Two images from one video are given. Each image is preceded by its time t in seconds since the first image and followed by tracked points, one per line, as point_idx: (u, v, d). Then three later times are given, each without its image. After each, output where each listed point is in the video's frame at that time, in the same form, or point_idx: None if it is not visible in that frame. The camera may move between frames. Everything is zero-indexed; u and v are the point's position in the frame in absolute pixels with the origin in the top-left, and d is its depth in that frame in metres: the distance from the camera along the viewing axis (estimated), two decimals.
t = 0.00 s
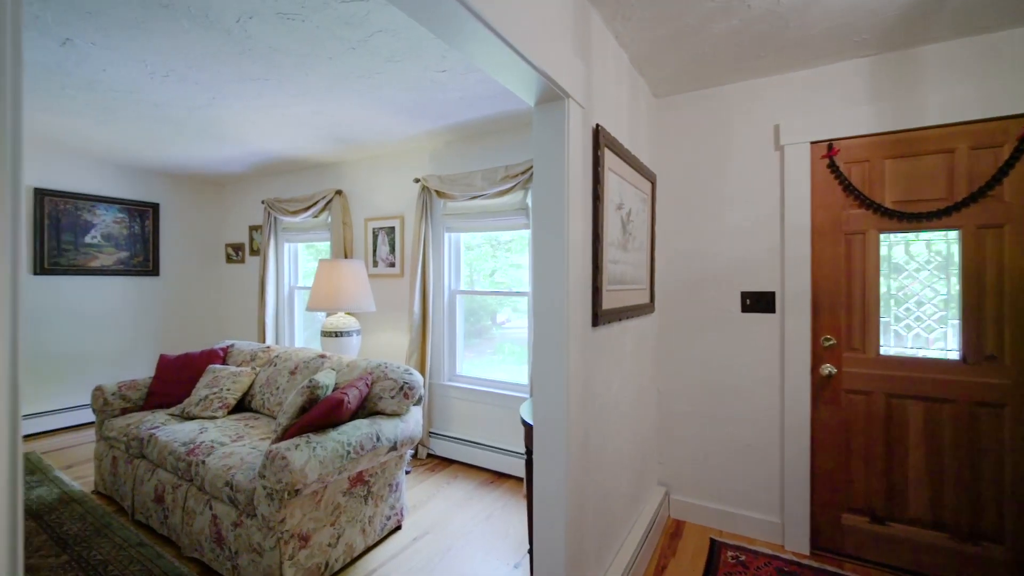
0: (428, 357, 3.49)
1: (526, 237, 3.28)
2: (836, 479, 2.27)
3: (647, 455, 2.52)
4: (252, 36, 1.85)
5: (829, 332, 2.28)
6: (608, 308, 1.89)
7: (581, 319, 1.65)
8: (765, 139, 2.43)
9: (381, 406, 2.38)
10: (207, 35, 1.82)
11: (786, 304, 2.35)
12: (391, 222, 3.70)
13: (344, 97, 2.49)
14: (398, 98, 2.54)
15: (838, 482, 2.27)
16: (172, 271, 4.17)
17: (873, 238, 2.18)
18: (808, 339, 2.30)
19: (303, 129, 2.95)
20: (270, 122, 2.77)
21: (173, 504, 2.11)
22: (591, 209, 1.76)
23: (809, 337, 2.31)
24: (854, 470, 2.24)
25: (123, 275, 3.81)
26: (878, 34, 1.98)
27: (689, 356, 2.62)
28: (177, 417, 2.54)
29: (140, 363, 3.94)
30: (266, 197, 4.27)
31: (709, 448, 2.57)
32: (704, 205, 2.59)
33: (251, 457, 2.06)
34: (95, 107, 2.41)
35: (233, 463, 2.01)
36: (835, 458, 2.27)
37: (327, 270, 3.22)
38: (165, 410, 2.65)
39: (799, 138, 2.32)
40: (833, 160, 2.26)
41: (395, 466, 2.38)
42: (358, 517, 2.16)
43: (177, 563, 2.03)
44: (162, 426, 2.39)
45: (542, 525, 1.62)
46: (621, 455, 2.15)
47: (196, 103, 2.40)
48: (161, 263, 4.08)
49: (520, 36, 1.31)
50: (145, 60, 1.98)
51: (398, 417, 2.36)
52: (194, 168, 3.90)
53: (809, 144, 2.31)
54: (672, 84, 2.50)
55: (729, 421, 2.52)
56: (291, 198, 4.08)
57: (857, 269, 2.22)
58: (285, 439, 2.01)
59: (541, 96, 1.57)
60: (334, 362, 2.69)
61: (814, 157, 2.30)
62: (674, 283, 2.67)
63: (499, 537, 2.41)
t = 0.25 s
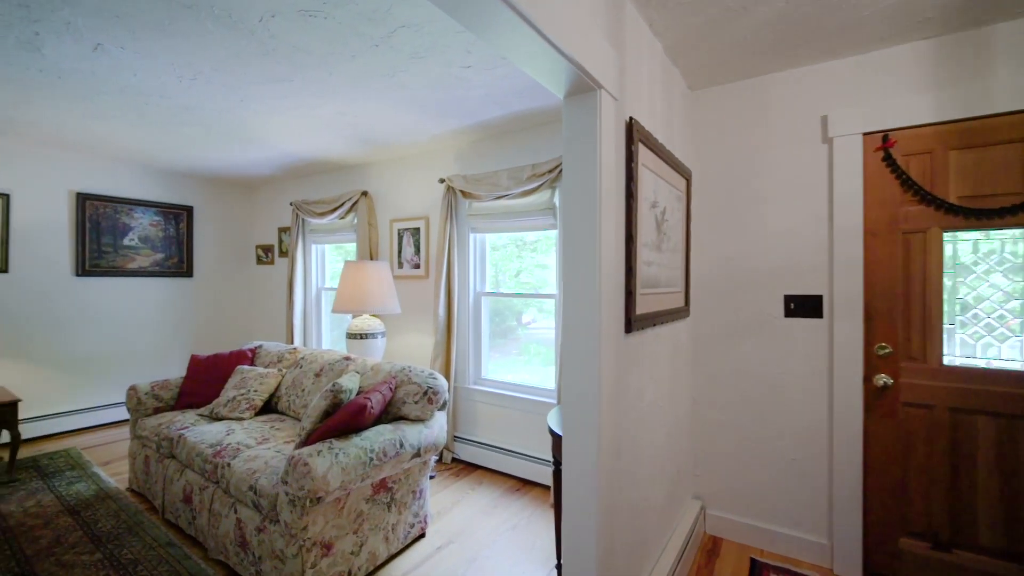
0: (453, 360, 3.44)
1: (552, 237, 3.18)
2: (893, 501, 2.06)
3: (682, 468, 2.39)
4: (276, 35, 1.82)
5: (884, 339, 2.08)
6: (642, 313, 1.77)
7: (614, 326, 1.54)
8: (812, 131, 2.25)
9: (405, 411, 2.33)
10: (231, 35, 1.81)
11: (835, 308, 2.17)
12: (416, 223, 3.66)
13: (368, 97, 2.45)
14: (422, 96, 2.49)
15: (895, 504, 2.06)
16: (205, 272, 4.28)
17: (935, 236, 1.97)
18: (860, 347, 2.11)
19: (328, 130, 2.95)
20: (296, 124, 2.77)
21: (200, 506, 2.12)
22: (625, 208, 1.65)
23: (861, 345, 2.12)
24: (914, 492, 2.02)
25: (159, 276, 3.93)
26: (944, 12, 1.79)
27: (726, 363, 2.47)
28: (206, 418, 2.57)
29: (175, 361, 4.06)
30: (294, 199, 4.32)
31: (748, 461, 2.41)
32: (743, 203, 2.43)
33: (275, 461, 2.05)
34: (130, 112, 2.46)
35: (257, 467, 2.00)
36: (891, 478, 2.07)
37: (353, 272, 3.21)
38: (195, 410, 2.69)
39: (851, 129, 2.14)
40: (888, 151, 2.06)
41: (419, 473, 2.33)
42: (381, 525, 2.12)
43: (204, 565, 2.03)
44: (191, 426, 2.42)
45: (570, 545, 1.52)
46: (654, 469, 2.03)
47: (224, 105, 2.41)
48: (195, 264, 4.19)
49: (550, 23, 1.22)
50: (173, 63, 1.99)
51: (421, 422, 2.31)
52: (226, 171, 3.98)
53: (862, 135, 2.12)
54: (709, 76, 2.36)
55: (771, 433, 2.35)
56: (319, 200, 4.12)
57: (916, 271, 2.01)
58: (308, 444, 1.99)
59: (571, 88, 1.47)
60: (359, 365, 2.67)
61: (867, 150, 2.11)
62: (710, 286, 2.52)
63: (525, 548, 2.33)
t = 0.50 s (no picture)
0: (480, 362, 3.37)
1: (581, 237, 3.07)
2: (968, 527, 1.84)
3: (724, 483, 2.23)
4: (301, 31, 1.79)
5: (957, 348, 1.85)
6: (682, 317, 1.64)
7: (653, 331, 1.42)
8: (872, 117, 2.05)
9: (431, 415, 2.28)
10: (257, 33, 1.79)
11: (898, 312, 1.95)
12: (444, 222, 3.62)
13: (394, 93, 2.41)
14: (448, 91, 2.43)
15: (971, 531, 1.84)
16: (240, 272, 4.38)
17: (1020, 232, 1.74)
18: (928, 356, 1.89)
19: (355, 129, 2.93)
20: (324, 123, 2.77)
21: (229, 506, 2.13)
22: (664, 204, 1.53)
23: (927, 353, 1.90)
24: (993, 519, 1.79)
25: (196, 277, 4.04)
26: None
27: (773, 370, 2.29)
28: (237, 418, 2.59)
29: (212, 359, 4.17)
30: (325, 200, 4.36)
31: (798, 477, 2.23)
32: (793, 197, 2.24)
33: (301, 463, 2.03)
34: (166, 115, 2.51)
35: (283, 470, 1.98)
36: (966, 502, 1.84)
37: (381, 272, 3.19)
38: (227, 410, 2.72)
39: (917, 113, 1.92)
40: (961, 138, 1.83)
41: (446, 479, 2.27)
42: (407, 532, 2.06)
43: (232, 566, 2.03)
44: (223, 426, 2.45)
45: (605, 566, 1.41)
46: (695, 484, 1.88)
47: (253, 106, 2.43)
48: (230, 265, 4.29)
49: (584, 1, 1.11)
50: (203, 65, 2.00)
51: (448, 427, 2.25)
52: (259, 173, 4.05)
53: (929, 120, 1.89)
54: (755, 61, 2.18)
55: (823, 447, 2.16)
56: (348, 201, 4.14)
57: (996, 270, 1.78)
58: (334, 447, 1.95)
59: (607, 74, 1.36)
60: (386, 367, 2.64)
61: (936, 136, 1.88)
62: (755, 287, 2.35)
63: (556, 561, 2.22)
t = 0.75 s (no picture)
0: (511, 364, 3.28)
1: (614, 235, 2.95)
2: None
3: (775, 499, 2.05)
4: (327, 24, 1.75)
5: None
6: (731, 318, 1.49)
7: (701, 334, 1.28)
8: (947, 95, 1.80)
9: (460, 418, 2.21)
10: (285, 28, 1.77)
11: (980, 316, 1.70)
12: (474, 220, 3.55)
13: (422, 87, 2.35)
14: (478, 84, 2.36)
15: None
16: (276, 272, 4.47)
17: None
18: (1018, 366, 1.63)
19: (385, 126, 2.91)
20: (353, 121, 2.76)
21: (260, 506, 2.12)
22: (712, 194, 1.39)
23: (1017, 363, 1.64)
24: None
25: (234, 277, 4.14)
26: None
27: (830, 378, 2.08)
28: (269, 416, 2.61)
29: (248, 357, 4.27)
30: (357, 200, 4.39)
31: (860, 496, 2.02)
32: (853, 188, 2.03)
33: (328, 465, 2.00)
34: (202, 117, 2.55)
35: (311, 471, 1.96)
36: None
37: (410, 272, 3.15)
38: (260, 408, 2.75)
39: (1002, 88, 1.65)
40: None
41: (475, 484, 2.19)
42: (435, 539, 1.99)
43: (262, 566, 2.02)
44: (255, 424, 2.46)
45: None
46: (744, 502, 1.72)
47: (284, 105, 2.43)
48: (266, 265, 4.38)
49: None
50: (234, 64, 2.00)
51: (477, 431, 2.17)
52: (293, 174, 4.12)
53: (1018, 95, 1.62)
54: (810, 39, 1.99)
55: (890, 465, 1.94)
56: (379, 200, 4.14)
57: None
58: (361, 450, 1.91)
59: (650, 52, 1.23)
60: (414, 368, 2.59)
61: None
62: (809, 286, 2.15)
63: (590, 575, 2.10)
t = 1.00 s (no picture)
0: (542, 367, 3.17)
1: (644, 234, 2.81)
2: None
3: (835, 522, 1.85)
4: (353, 13, 1.69)
5: None
6: (791, 321, 1.32)
7: (760, 339, 1.13)
8: None
9: (489, 423, 2.12)
10: (311, 20, 1.72)
11: None
12: (504, 218, 3.46)
13: (450, 79, 2.28)
14: (508, 74, 2.26)
15: None
16: (308, 271, 4.53)
17: None
18: None
19: (413, 122, 2.86)
20: (382, 117, 2.72)
21: (288, 507, 2.10)
22: (772, 181, 1.23)
23: None
24: None
25: (268, 276, 4.22)
26: None
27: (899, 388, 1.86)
28: (298, 416, 2.61)
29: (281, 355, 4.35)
30: (387, 199, 4.39)
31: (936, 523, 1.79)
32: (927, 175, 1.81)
33: (354, 469, 1.95)
34: (235, 116, 2.57)
35: (337, 475, 1.91)
36: None
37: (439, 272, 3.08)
38: (290, 408, 2.75)
39: None
40: None
41: (505, 493, 2.09)
42: (463, 550, 1.90)
43: (289, 570, 1.98)
44: (284, 425, 2.46)
45: None
46: (803, 526, 1.54)
47: (313, 101, 2.42)
48: (299, 264, 4.45)
49: None
50: (263, 60, 1.98)
51: (507, 438, 2.08)
52: (325, 174, 4.16)
53: None
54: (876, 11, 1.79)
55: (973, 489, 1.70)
56: (408, 200, 4.12)
57: None
58: (387, 455, 1.84)
59: (702, 19, 1.09)
60: (443, 369, 2.53)
61: None
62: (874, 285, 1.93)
63: None
